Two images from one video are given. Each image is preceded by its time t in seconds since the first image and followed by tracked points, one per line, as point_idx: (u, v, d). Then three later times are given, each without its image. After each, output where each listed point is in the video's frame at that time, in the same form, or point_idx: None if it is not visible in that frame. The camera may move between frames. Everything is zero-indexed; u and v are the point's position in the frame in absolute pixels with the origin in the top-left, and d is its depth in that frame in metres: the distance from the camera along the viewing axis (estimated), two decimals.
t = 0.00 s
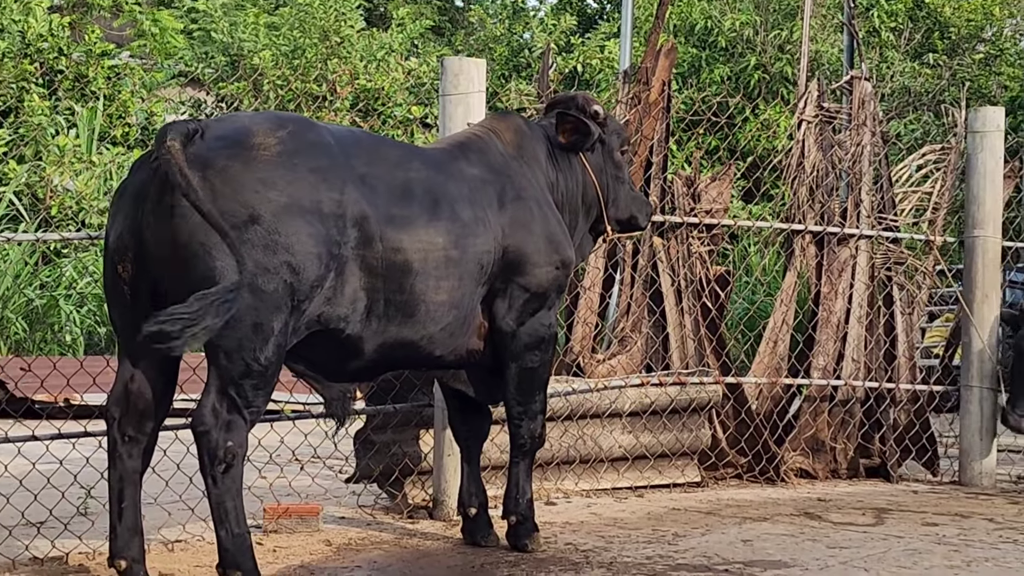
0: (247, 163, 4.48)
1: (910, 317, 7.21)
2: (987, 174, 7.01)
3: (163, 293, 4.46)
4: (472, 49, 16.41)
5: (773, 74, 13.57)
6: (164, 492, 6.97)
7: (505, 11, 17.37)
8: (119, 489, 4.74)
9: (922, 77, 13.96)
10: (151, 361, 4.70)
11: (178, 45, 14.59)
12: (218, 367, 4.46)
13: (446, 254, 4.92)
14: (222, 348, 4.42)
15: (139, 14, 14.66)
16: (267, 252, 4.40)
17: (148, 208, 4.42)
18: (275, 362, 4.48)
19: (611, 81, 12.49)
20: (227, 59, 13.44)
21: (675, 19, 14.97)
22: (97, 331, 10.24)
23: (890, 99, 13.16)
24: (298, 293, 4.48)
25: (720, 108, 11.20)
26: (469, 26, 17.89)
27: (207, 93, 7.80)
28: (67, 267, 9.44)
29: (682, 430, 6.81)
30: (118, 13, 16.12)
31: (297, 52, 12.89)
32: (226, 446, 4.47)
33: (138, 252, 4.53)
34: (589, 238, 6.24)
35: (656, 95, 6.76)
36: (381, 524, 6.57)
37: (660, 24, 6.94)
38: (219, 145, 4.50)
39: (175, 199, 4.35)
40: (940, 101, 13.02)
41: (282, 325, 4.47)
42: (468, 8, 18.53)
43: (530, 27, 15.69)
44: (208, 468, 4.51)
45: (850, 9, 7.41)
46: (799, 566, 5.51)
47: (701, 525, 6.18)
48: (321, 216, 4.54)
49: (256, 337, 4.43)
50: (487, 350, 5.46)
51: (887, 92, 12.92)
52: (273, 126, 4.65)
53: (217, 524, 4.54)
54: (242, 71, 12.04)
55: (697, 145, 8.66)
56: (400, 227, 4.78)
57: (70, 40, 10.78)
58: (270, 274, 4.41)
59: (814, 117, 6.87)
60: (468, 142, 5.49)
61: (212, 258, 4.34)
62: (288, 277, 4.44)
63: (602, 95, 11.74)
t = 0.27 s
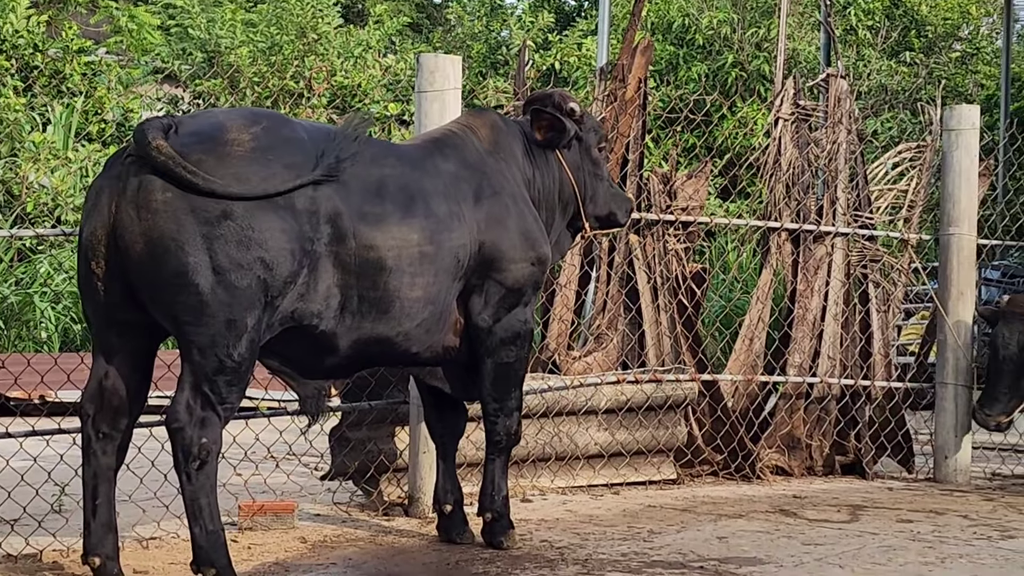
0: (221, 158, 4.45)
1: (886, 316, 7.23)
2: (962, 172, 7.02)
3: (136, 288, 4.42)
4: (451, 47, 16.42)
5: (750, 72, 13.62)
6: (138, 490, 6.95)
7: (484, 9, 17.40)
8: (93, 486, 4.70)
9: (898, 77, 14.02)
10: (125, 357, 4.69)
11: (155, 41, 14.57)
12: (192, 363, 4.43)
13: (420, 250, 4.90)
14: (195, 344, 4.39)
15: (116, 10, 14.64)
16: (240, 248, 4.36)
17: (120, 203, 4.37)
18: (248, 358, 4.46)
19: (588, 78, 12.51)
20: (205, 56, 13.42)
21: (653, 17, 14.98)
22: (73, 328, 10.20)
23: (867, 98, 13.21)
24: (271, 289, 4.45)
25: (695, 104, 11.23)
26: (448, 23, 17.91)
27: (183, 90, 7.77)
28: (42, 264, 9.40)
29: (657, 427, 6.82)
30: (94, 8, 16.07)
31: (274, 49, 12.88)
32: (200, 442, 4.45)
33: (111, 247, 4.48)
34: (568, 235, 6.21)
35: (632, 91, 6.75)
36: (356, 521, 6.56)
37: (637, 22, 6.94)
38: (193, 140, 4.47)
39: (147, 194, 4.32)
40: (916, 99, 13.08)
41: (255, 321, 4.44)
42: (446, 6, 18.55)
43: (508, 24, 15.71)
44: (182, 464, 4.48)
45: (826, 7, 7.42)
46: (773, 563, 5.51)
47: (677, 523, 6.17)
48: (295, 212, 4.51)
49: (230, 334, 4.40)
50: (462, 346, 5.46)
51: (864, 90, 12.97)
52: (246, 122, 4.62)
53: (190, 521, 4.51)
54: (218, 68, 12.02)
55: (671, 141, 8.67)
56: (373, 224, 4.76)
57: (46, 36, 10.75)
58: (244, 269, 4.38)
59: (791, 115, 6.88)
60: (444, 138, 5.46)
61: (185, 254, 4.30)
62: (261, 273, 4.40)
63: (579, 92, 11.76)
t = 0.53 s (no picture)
0: (187, 154, 4.40)
1: (853, 313, 7.23)
2: (929, 170, 7.05)
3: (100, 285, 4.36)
4: (421, 44, 16.44)
5: (719, 71, 13.70)
6: (104, 488, 6.91)
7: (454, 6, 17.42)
8: (57, 484, 4.64)
9: (866, 77, 14.10)
10: (91, 355, 4.63)
11: (124, 37, 14.54)
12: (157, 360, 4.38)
13: (386, 248, 4.86)
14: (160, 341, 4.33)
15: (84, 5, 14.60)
16: (206, 244, 4.32)
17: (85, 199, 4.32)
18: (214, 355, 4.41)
19: (558, 77, 12.54)
20: (174, 52, 13.40)
21: (624, 16, 15.01)
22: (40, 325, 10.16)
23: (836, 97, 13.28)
24: (237, 286, 4.41)
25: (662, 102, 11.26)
26: (419, 21, 17.93)
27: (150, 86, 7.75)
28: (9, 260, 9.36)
29: (624, 425, 6.82)
30: (64, 4, 16.03)
31: (243, 45, 12.87)
32: (165, 439, 4.40)
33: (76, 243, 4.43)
34: (538, 235, 6.21)
35: (600, 90, 6.76)
36: (322, 519, 6.54)
37: (605, 20, 6.93)
38: (158, 136, 4.42)
39: (112, 190, 4.27)
40: (885, 99, 13.17)
41: (221, 318, 4.39)
42: (416, 4, 18.56)
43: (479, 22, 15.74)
44: (147, 462, 4.42)
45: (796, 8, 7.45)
46: (739, 561, 5.51)
47: (643, 521, 6.16)
48: (260, 208, 4.47)
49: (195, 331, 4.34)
50: (428, 344, 5.43)
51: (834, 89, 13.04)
52: (212, 118, 4.57)
53: (154, 519, 4.46)
54: (188, 64, 12.01)
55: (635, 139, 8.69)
56: (340, 222, 4.71)
57: (13, 31, 10.71)
58: (209, 265, 4.33)
59: (758, 114, 6.93)
60: (411, 137, 5.44)
61: (150, 250, 4.25)
62: (227, 269, 4.36)
63: (548, 89, 11.79)
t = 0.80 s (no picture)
0: (144, 153, 4.36)
1: (810, 316, 7.34)
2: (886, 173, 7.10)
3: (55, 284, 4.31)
4: (383, 43, 16.45)
5: (680, 72, 13.79)
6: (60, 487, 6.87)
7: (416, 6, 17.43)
8: (12, 482, 4.57)
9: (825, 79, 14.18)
10: (48, 352, 4.62)
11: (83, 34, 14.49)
12: (113, 359, 4.33)
13: (342, 247, 4.85)
14: (116, 339, 4.29)
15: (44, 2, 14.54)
16: (162, 243, 4.28)
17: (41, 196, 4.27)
18: (170, 353, 4.36)
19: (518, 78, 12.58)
20: (134, 49, 13.36)
21: (586, 16, 15.03)
22: None
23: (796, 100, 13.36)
24: (193, 285, 4.37)
25: (620, 103, 11.29)
26: (380, 20, 17.93)
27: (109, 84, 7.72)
28: None
29: (582, 425, 6.83)
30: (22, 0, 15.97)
31: (203, 43, 12.86)
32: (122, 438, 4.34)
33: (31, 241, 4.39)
34: (500, 238, 6.19)
35: (559, 90, 6.76)
36: (278, 519, 6.53)
37: (565, 21, 6.94)
38: (115, 134, 4.38)
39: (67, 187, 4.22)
40: (844, 102, 13.27)
41: (177, 316, 4.36)
42: (379, 4, 18.57)
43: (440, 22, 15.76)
44: (103, 460, 4.36)
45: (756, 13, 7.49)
46: (694, 562, 5.51)
47: (599, 521, 6.16)
48: (217, 207, 4.44)
49: (151, 329, 4.30)
50: (384, 344, 5.37)
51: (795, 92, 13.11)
52: (169, 117, 4.54)
53: (110, 517, 4.36)
54: (149, 62, 11.98)
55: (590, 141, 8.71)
56: (296, 221, 4.70)
57: None
58: (165, 263, 4.29)
59: (717, 115, 6.93)
60: (369, 137, 5.42)
61: (106, 248, 4.21)
62: (183, 267, 4.33)
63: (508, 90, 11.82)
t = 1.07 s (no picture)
0: (92, 149, 4.29)
1: (760, 317, 7.39)
2: (835, 175, 7.21)
3: None
4: (337, 42, 16.44)
5: (633, 72, 13.88)
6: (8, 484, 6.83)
7: (371, 5, 17.44)
8: None
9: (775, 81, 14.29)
10: None
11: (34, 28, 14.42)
12: (59, 356, 4.25)
13: (292, 246, 4.79)
14: (62, 336, 4.21)
15: None
16: (110, 240, 4.22)
17: None
18: (118, 351, 4.30)
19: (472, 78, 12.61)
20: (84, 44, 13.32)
21: (540, 16, 15.04)
22: None
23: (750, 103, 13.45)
24: (141, 282, 4.31)
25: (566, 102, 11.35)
26: (335, 19, 17.93)
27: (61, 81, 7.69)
28: None
29: (532, 425, 6.85)
30: None
31: (154, 39, 12.83)
32: (68, 435, 4.28)
33: None
34: (451, 238, 6.17)
35: (511, 89, 6.77)
36: (227, 517, 6.51)
37: (516, 21, 6.95)
38: (63, 130, 4.30)
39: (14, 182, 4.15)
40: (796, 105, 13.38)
41: (125, 314, 4.30)
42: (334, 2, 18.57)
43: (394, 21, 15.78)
44: (48, 458, 4.29)
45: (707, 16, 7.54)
46: (642, 561, 5.51)
47: (549, 520, 6.16)
48: (165, 204, 4.38)
49: (98, 326, 4.24)
50: (334, 342, 5.35)
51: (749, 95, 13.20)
52: (118, 114, 4.47)
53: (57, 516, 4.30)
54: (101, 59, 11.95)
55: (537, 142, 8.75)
56: (247, 219, 4.64)
57: None
58: (113, 260, 4.23)
59: (667, 116, 7.02)
60: (321, 135, 5.37)
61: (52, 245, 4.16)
62: (131, 264, 4.27)
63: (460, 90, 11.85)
